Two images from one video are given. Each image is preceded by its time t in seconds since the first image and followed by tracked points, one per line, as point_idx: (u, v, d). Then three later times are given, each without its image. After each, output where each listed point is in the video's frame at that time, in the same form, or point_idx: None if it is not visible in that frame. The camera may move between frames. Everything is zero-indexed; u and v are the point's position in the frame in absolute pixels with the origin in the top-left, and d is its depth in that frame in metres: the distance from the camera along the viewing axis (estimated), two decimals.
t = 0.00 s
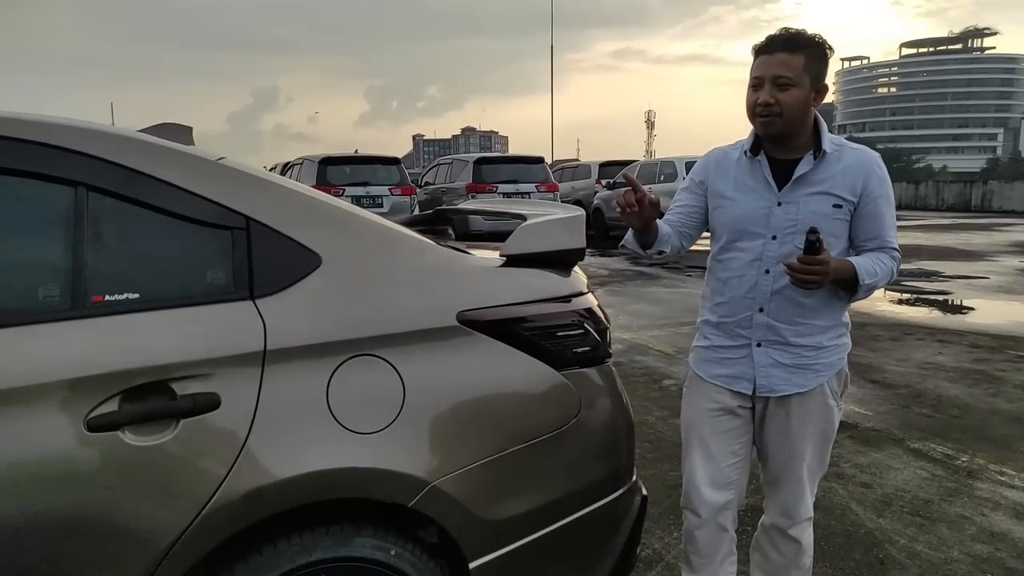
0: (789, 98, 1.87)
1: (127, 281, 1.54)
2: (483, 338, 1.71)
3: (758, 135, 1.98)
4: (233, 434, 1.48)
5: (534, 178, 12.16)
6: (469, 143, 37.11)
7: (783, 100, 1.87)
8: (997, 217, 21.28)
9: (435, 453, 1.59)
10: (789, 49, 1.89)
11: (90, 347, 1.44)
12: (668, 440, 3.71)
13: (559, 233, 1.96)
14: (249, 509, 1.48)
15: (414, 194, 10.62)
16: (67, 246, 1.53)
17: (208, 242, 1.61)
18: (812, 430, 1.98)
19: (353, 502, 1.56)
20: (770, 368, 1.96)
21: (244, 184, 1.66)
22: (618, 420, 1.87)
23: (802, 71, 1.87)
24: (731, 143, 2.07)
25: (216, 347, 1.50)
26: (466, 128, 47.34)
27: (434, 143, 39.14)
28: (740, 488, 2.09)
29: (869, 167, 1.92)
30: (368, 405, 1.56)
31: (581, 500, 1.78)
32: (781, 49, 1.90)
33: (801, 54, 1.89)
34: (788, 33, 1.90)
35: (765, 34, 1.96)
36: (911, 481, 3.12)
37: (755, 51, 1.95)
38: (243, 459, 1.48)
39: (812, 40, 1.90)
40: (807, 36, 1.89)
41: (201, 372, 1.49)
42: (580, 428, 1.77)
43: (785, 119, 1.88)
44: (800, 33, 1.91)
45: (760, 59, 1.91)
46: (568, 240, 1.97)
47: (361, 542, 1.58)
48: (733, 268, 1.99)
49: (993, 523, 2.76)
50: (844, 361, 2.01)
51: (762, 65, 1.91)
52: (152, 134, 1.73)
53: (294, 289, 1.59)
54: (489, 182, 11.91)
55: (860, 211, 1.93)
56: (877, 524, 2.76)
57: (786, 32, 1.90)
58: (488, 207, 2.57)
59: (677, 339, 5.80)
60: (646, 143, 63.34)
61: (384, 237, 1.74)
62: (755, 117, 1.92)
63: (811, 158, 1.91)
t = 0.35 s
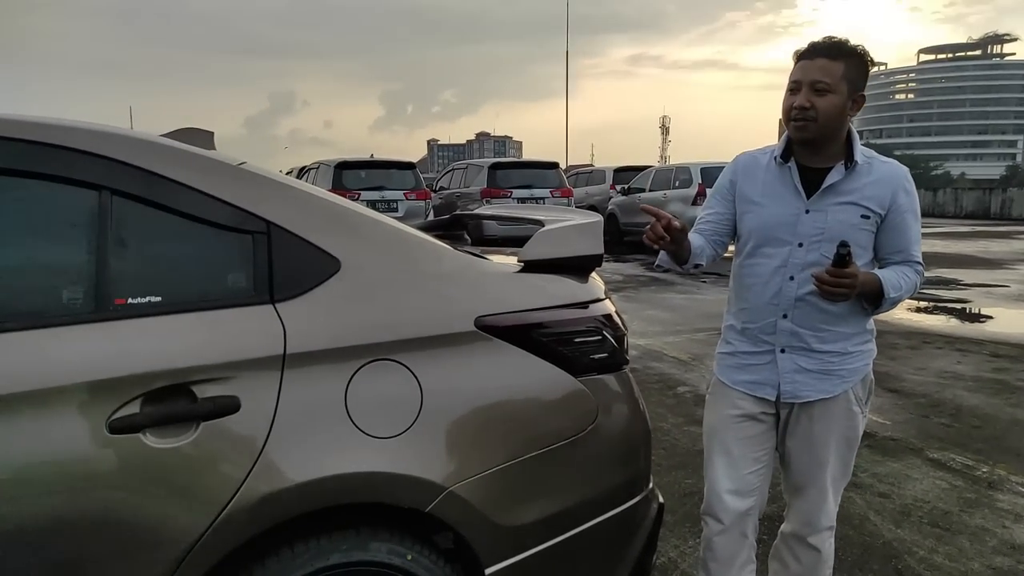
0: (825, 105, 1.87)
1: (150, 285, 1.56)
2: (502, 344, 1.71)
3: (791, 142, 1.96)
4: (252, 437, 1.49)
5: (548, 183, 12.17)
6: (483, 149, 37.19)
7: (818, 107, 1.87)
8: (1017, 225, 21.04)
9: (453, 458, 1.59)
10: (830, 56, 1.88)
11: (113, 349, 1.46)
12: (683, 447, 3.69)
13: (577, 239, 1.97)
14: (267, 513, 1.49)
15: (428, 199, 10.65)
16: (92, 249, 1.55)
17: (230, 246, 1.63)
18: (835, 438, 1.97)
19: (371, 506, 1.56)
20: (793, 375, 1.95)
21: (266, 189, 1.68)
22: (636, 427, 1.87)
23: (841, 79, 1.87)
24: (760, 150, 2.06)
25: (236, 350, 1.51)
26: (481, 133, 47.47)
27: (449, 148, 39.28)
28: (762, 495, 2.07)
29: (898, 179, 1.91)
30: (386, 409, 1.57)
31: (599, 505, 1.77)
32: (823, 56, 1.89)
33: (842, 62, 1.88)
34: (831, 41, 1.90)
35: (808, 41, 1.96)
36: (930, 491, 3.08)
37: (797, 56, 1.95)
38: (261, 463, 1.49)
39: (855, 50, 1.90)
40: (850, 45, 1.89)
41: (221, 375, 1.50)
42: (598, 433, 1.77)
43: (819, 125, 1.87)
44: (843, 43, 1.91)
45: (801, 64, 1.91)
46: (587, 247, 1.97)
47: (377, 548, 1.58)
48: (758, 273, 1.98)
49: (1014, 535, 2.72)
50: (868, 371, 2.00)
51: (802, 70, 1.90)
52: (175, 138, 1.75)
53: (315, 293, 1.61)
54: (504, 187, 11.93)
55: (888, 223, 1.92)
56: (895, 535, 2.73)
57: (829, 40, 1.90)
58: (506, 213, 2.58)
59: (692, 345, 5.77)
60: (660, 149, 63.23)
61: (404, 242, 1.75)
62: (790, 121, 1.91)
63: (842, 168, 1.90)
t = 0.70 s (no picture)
0: (821, 105, 1.87)
1: (138, 286, 1.55)
2: (493, 346, 1.71)
3: (785, 144, 1.97)
4: (240, 438, 1.48)
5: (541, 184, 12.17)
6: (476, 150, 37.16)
7: (814, 106, 1.87)
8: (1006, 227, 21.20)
9: (444, 460, 1.59)
10: (828, 58, 1.89)
11: (101, 350, 1.45)
12: (674, 448, 3.70)
13: (569, 240, 1.97)
14: (256, 515, 1.48)
15: (420, 200, 10.63)
16: (80, 249, 1.53)
17: (219, 247, 1.62)
18: (826, 439, 1.97)
19: (362, 508, 1.56)
20: (786, 376, 1.95)
21: (256, 190, 1.67)
22: (627, 428, 1.87)
23: (838, 81, 1.87)
24: (753, 152, 2.06)
25: (225, 352, 1.51)
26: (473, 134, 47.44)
27: (441, 148, 39.25)
28: (754, 496, 2.07)
29: (890, 181, 1.92)
30: (376, 410, 1.56)
31: (591, 505, 1.77)
32: (821, 58, 1.90)
33: (839, 64, 1.89)
34: (829, 44, 1.91)
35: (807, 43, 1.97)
36: (919, 492, 3.10)
37: (795, 57, 1.96)
38: (250, 465, 1.48)
39: (852, 55, 1.91)
40: (847, 49, 1.89)
41: (210, 377, 1.49)
42: (589, 434, 1.77)
43: (814, 124, 1.87)
44: (842, 46, 1.92)
45: (799, 64, 1.92)
46: (578, 247, 1.97)
47: (367, 550, 1.57)
48: (751, 275, 1.98)
49: (1003, 535, 2.74)
50: (861, 373, 2.00)
51: (800, 70, 1.91)
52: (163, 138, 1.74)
53: (306, 294, 1.60)
54: (497, 188, 11.92)
55: (880, 224, 1.93)
56: (885, 536, 2.74)
57: (827, 42, 1.90)
58: (498, 214, 2.58)
59: (683, 347, 5.78)
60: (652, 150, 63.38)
61: (395, 243, 1.74)
62: (785, 120, 1.91)
63: (834, 170, 1.91)
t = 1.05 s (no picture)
0: (805, 101, 1.88)
1: (120, 286, 1.54)
2: (478, 345, 1.70)
3: (769, 143, 1.98)
4: (224, 438, 1.47)
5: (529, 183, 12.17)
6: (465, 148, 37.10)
7: (798, 103, 1.88)
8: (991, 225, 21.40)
9: (431, 459, 1.59)
10: (812, 55, 1.90)
11: (82, 350, 1.43)
12: (662, 445, 3.71)
13: (554, 238, 1.97)
14: (239, 516, 1.47)
15: (409, 198, 10.61)
16: (61, 249, 1.52)
17: (201, 245, 1.60)
18: (813, 436, 1.99)
19: (347, 508, 1.55)
20: (775, 375, 1.96)
21: (238, 188, 1.66)
22: (613, 426, 1.87)
23: (821, 78, 1.89)
24: (735, 151, 2.06)
25: (208, 352, 1.50)
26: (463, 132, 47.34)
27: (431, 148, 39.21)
28: (733, 494, 2.08)
29: (874, 178, 1.94)
30: (361, 410, 1.56)
31: (577, 504, 1.78)
32: (804, 55, 1.91)
33: (822, 61, 1.90)
34: (812, 42, 1.92)
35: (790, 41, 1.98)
36: (904, 488, 3.12)
37: (779, 53, 1.97)
38: (233, 466, 1.47)
39: (835, 52, 1.92)
40: (830, 46, 1.91)
41: (193, 377, 1.48)
42: (576, 432, 1.77)
43: (798, 121, 1.88)
44: (824, 44, 1.93)
45: (783, 61, 1.93)
46: (564, 246, 1.97)
47: (352, 550, 1.56)
48: (739, 274, 1.99)
49: (986, 530, 2.76)
50: (847, 370, 2.02)
51: (783, 67, 1.92)
52: (145, 136, 1.72)
53: (290, 293, 1.59)
54: (485, 187, 11.92)
55: (865, 222, 1.94)
56: (870, 531, 2.76)
57: (810, 39, 1.91)
58: (484, 212, 2.58)
59: (671, 344, 5.80)
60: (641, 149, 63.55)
61: (379, 242, 1.73)
62: (769, 116, 1.92)
63: (818, 168, 1.92)
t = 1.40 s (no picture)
0: (794, 101, 1.89)
1: (108, 288, 1.53)
2: (469, 346, 1.70)
3: (755, 145, 1.99)
4: (214, 441, 1.46)
5: (521, 185, 12.18)
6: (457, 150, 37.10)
7: (788, 103, 1.89)
8: (979, 226, 21.56)
9: (422, 461, 1.59)
10: (798, 56, 1.91)
11: (69, 354, 1.42)
12: (653, 447, 3.72)
13: (545, 240, 1.97)
14: (228, 519, 1.46)
15: (400, 200, 10.59)
16: (47, 251, 1.51)
17: (190, 248, 1.60)
18: (801, 437, 1.99)
19: (337, 510, 1.54)
20: (764, 377, 1.96)
21: (227, 190, 1.65)
22: (604, 428, 1.88)
23: (808, 78, 1.90)
24: (723, 154, 2.07)
25: (197, 354, 1.49)
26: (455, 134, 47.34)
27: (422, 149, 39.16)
28: (713, 493, 2.08)
29: (860, 179, 1.94)
30: (352, 412, 1.55)
31: (567, 505, 1.77)
32: (790, 56, 1.92)
33: (808, 62, 1.91)
34: (797, 43, 1.94)
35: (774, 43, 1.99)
36: (893, 488, 3.14)
37: (764, 55, 1.98)
38: (223, 469, 1.46)
39: (819, 53, 1.94)
40: (814, 47, 1.93)
41: (182, 380, 1.47)
42: (566, 434, 1.78)
43: (788, 121, 1.89)
44: (808, 45, 1.95)
45: (769, 62, 1.94)
46: (554, 248, 1.98)
47: (343, 552, 1.56)
48: (727, 276, 1.99)
49: (974, 529, 2.78)
50: (837, 371, 2.03)
51: (770, 67, 1.93)
52: (132, 138, 1.71)
53: (279, 295, 1.59)
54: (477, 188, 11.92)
55: (852, 223, 1.95)
56: (860, 531, 2.78)
57: (795, 41, 1.93)
58: (475, 214, 2.58)
59: (662, 346, 5.82)
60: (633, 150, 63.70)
61: (368, 244, 1.73)
62: (758, 117, 1.92)
63: (805, 169, 1.93)
